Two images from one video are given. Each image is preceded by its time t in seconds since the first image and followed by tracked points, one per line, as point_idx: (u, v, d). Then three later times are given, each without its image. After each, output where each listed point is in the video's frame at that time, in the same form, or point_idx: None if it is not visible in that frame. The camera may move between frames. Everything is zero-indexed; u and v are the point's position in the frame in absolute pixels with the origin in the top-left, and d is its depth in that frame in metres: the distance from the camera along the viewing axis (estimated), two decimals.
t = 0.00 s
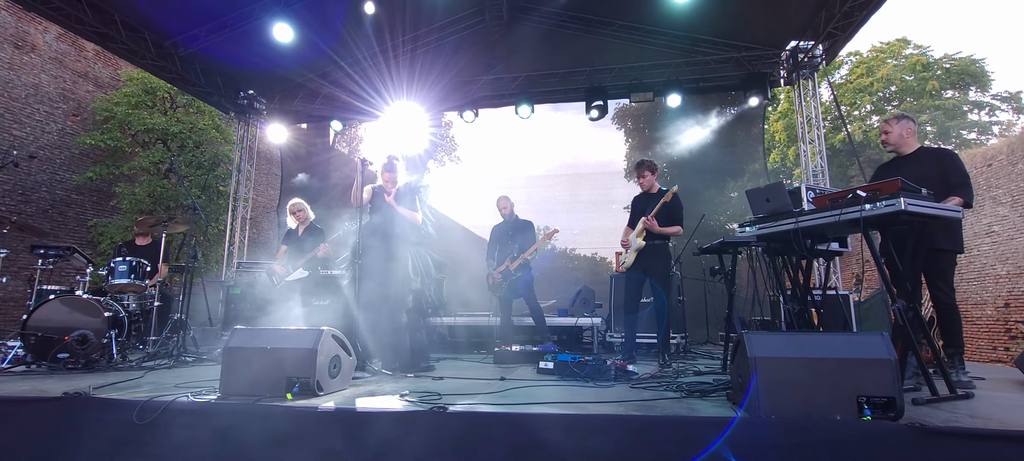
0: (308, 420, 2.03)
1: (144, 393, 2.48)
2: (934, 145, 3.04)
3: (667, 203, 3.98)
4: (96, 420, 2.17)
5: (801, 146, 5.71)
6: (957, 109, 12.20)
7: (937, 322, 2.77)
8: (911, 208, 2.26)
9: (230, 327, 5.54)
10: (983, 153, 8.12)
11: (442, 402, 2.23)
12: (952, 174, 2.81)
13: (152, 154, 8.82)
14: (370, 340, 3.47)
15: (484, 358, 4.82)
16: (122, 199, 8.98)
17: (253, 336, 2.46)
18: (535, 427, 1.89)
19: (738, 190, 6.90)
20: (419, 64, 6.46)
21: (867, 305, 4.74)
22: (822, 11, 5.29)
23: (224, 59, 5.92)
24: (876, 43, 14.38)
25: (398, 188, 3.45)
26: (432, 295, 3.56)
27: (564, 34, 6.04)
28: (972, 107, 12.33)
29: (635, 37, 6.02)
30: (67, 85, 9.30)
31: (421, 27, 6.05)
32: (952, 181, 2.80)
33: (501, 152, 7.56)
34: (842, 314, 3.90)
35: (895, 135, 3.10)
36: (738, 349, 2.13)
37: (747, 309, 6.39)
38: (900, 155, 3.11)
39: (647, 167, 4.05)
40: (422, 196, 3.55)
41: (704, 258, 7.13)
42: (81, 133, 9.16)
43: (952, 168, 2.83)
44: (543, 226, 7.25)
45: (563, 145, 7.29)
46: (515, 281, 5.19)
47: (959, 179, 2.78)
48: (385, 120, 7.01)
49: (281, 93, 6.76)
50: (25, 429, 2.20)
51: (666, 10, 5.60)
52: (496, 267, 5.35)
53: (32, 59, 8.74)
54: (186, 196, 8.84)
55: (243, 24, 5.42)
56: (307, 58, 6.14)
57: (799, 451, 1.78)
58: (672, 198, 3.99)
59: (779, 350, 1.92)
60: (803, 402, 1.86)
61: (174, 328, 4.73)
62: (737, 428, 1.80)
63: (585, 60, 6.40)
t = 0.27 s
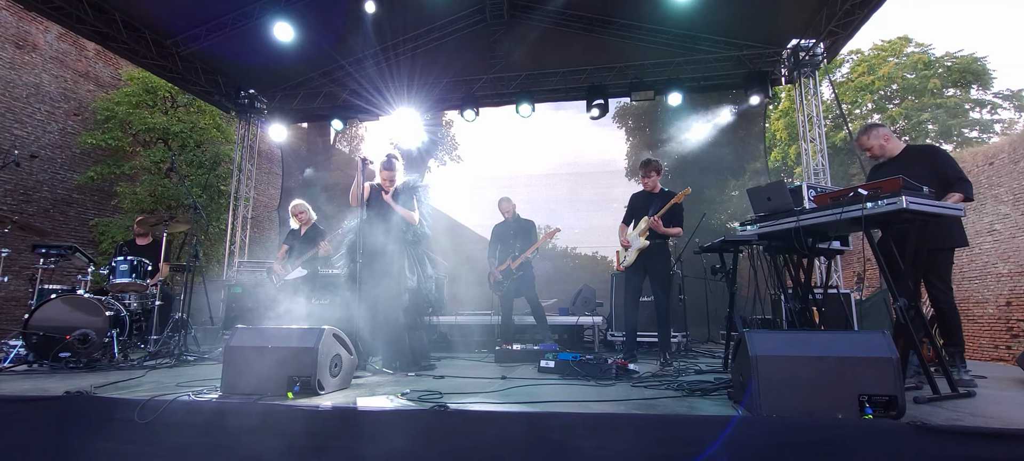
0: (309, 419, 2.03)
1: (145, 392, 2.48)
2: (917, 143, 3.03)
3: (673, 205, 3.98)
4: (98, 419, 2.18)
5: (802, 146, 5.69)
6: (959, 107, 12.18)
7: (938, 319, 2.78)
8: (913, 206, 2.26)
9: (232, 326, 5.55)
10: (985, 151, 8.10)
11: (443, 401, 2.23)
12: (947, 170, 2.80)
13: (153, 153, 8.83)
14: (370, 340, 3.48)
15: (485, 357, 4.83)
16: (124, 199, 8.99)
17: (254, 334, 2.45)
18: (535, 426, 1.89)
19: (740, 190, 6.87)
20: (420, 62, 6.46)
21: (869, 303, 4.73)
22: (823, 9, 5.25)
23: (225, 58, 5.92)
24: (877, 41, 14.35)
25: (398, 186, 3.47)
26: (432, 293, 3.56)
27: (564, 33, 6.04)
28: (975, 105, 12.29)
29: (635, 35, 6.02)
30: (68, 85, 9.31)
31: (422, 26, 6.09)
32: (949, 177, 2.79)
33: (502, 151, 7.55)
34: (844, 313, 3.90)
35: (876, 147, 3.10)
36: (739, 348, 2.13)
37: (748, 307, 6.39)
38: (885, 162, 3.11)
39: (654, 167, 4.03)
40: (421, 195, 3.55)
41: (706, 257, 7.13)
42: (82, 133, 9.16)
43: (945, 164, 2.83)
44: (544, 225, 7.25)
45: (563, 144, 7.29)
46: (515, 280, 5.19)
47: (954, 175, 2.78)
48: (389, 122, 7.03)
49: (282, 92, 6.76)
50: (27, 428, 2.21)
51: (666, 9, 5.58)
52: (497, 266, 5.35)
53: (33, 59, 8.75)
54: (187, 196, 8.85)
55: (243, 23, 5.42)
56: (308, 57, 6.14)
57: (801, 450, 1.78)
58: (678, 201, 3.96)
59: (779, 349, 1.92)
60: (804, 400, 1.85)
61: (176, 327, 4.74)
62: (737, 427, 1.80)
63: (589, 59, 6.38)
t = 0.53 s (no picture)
0: (310, 418, 2.04)
1: (147, 391, 2.49)
2: (913, 141, 3.04)
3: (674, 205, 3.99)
4: (99, 418, 2.18)
5: (804, 145, 5.67)
6: (960, 106, 12.15)
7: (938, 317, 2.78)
8: (915, 205, 2.26)
9: (233, 325, 5.56)
10: (986, 150, 8.08)
11: (444, 400, 2.23)
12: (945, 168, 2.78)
13: (153, 153, 8.83)
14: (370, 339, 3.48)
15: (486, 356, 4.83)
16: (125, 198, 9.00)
17: (255, 333, 2.45)
18: (536, 425, 1.89)
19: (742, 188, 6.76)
20: (420, 62, 6.45)
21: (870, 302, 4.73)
22: (825, 8, 5.24)
23: (225, 58, 5.92)
24: (878, 40, 14.33)
25: (397, 184, 3.47)
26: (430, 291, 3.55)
27: (565, 32, 6.02)
28: (976, 104, 12.26)
29: (637, 34, 6.00)
30: (69, 84, 9.31)
31: (422, 26, 6.05)
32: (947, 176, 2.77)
33: (502, 150, 7.55)
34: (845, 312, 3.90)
35: (874, 143, 3.08)
36: (740, 346, 2.13)
37: (749, 306, 6.39)
38: (883, 159, 3.10)
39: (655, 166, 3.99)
40: (421, 193, 3.55)
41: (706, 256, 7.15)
42: (83, 132, 9.17)
43: (943, 163, 2.82)
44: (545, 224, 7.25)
45: (563, 143, 7.29)
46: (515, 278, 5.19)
47: (953, 174, 2.76)
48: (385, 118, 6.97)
49: (282, 91, 6.76)
50: (28, 428, 2.21)
51: (667, 8, 5.57)
52: (497, 266, 5.35)
53: (34, 58, 8.75)
54: (188, 195, 8.85)
55: (243, 23, 5.41)
56: (308, 56, 6.13)
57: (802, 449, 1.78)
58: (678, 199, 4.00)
59: (781, 348, 1.92)
60: (806, 399, 1.85)
61: (177, 326, 4.75)
62: (738, 426, 1.80)
63: (592, 59, 6.36)
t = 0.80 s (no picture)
0: (311, 417, 2.03)
1: (148, 391, 2.49)
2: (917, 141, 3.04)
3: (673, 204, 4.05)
4: (100, 417, 2.18)
5: (805, 144, 5.65)
6: (962, 104, 12.12)
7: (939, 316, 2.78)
8: (916, 203, 2.25)
9: (234, 324, 5.56)
10: (988, 148, 8.08)
11: (445, 400, 2.23)
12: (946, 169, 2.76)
13: (154, 152, 8.83)
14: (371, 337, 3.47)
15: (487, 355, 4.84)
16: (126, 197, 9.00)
17: (255, 333, 2.46)
18: (537, 424, 1.89)
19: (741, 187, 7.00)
20: (420, 61, 6.43)
21: (872, 301, 4.73)
22: (825, 6, 5.22)
23: (226, 57, 5.91)
24: (879, 38, 14.31)
25: (397, 182, 3.48)
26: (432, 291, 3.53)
27: (564, 31, 5.99)
28: (977, 102, 12.25)
29: (636, 33, 6.00)
30: (70, 84, 9.32)
31: (422, 26, 6.04)
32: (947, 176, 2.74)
33: (503, 149, 7.57)
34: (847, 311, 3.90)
35: (884, 131, 3.02)
36: (742, 345, 2.12)
37: (750, 305, 6.39)
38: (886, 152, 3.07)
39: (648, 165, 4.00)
40: (424, 191, 3.57)
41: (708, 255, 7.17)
42: (83, 132, 9.17)
43: (944, 165, 2.80)
44: (546, 223, 7.24)
45: (564, 142, 7.27)
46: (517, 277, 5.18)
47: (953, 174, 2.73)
48: (387, 118, 6.95)
49: (283, 90, 6.75)
50: (29, 427, 2.21)
51: (667, 7, 5.57)
52: (498, 264, 5.34)
53: (34, 58, 8.76)
54: (189, 194, 8.86)
55: (244, 22, 5.41)
56: (308, 55, 6.13)
57: (804, 448, 1.77)
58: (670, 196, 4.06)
59: (782, 346, 1.91)
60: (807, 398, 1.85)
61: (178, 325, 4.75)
62: (739, 425, 1.80)
63: (592, 56, 6.35)
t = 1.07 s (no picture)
0: (311, 417, 2.03)
1: (147, 390, 2.48)
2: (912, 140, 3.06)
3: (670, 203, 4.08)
4: (99, 416, 2.18)
5: (806, 143, 5.65)
6: (962, 104, 12.11)
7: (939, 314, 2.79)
8: (916, 202, 2.25)
9: (234, 324, 5.56)
10: (988, 147, 8.08)
11: (446, 399, 2.23)
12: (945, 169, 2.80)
13: (153, 151, 8.82)
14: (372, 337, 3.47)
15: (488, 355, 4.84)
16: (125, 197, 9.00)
17: (255, 332, 2.45)
18: (537, 423, 1.88)
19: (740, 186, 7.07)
20: (420, 60, 6.43)
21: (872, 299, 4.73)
22: (825, 5, 5.21)
23: (225, 56, 5.90)
24: (879, 38, 14.32)
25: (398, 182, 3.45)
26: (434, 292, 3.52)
27: (566, 29, 6.02)
28: (977, 101, 12.25)
29: (635, 32, 6.01)
30: (69, 83, 9.31)
31: (422, 25, 6.06)
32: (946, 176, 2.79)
33: (503, 149, 7.56)
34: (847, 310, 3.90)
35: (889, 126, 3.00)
36: (741, 344, 2.12)
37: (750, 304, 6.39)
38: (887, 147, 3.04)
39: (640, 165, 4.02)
40: (425, 189, 3.55)
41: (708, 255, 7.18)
42: (83, 131, 9.16)
43: (943, 164, 2.83)
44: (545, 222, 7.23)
45: (564, 141, 7.27)
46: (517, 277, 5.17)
47: (951, 175, 2.78)
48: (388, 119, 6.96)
49: (283, 89, 6.75)
50: (28, 426, 2.21)
51: (667, 5, 5.56)
52: (497, 264, 5.33)
53: (34, 57, 8.75)
54: (189, 194, 8.85)
55: (243, 21, 5.40)
56: (308, 54, 6.12)
57: (805, 447, 1.77)
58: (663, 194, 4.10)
59: (782, 345, 1.91)
60: (807, 397, 1.84)
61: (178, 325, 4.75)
62: (741, 424, 1.79)
63: (592, 55, 6.33)
